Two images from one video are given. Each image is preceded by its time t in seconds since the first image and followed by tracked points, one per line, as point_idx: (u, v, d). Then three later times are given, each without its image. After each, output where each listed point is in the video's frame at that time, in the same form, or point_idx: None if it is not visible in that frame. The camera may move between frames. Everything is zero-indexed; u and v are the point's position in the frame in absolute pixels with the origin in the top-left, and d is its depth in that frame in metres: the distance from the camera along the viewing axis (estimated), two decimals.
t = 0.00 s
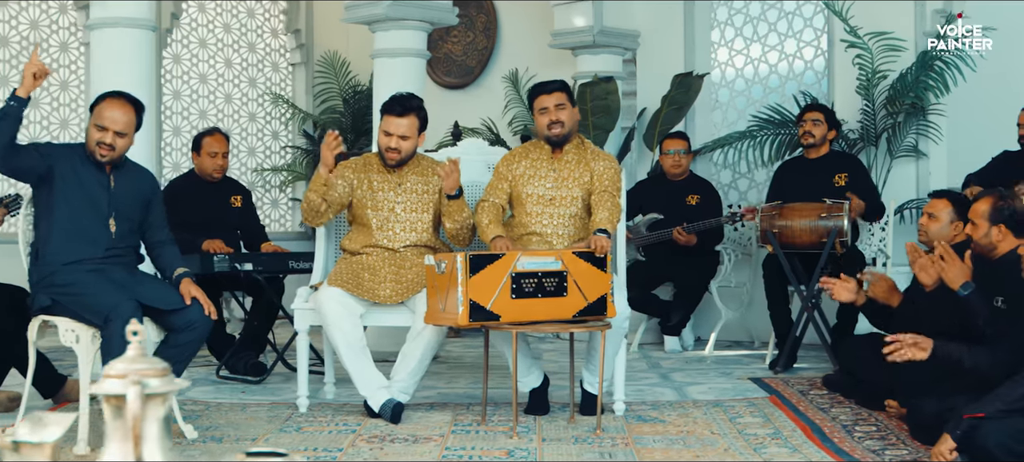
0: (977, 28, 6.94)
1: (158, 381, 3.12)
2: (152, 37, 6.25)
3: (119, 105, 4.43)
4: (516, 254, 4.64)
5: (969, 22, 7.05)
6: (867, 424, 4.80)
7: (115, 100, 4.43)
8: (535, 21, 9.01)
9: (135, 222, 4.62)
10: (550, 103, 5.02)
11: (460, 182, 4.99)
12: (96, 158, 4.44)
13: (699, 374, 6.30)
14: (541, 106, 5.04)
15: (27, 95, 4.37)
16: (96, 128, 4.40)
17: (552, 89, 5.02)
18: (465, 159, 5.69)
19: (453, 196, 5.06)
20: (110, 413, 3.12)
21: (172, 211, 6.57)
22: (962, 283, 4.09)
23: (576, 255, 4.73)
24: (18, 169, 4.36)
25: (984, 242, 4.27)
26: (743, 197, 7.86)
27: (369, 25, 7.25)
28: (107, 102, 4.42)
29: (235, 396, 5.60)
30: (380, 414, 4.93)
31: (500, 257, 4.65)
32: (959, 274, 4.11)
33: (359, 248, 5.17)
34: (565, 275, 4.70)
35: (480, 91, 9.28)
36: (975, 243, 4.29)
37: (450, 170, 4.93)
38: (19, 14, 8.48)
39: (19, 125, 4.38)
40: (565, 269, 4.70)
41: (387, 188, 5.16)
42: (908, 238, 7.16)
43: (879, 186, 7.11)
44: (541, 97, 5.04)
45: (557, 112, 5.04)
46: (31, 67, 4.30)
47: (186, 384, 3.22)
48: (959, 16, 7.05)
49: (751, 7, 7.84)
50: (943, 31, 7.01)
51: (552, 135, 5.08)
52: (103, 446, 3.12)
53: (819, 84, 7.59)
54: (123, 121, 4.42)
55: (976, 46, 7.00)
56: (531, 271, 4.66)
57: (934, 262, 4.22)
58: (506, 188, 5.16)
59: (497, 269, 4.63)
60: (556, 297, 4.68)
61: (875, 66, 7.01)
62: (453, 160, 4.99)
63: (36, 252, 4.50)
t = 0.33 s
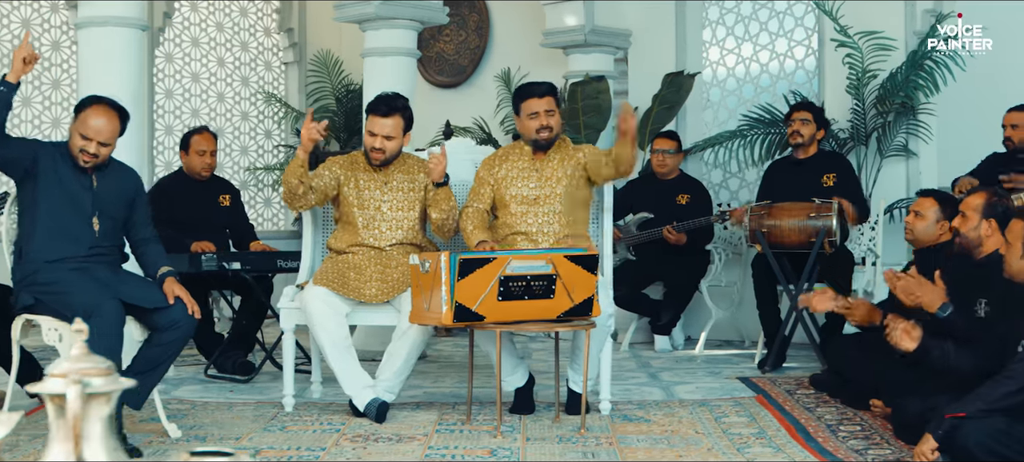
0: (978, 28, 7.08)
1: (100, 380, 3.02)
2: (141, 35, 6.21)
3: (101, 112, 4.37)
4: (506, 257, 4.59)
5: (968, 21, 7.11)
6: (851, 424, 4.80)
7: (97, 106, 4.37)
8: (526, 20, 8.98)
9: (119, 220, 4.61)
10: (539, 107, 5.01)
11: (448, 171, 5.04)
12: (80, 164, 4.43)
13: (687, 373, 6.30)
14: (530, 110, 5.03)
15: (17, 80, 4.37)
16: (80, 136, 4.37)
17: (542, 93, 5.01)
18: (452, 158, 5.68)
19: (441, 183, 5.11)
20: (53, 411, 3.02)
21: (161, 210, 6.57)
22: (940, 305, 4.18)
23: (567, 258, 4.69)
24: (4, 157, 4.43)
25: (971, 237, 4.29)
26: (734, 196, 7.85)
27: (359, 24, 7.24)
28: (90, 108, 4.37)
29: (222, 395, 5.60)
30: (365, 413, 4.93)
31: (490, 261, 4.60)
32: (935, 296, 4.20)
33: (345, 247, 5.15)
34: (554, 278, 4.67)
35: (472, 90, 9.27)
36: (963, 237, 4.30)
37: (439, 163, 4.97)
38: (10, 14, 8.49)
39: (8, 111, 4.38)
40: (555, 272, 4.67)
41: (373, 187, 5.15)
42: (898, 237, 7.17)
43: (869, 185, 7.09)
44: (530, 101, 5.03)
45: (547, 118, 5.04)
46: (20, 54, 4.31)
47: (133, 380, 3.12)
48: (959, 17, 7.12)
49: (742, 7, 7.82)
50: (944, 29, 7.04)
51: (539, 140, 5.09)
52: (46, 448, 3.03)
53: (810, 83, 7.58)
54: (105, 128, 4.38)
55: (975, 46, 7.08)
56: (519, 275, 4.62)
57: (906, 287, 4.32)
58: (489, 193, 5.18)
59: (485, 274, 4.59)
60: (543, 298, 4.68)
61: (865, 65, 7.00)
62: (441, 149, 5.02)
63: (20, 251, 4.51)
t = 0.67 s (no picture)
0: (978, 28, 7.08)
1: (42, 380, 3.31)
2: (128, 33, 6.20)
3: (87, 118, 4.36)
4: (494, 262, 4.57)
5: (969, 22, 7.11)
6: (836, 423, 4.80)
7: (83, 112, 4.36)
8: (519, 20, 8.99)
9: (101, 219, 4.60)
10: (520, 114, 5.05)
11: (430, 151, 5.01)
12: (62, 167, 4.42)
13: (675, 373, 6.30)
14: (511, 115, 5.07)
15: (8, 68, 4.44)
16: (64, 141, 4.36)
17: (525, 102, 5.04)
18: (438, 157, 5.68)
19: (423, 163, 5.07)
20: None
21: (150, 209, 6.57)
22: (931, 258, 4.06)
23: (555, 263, 4.66)
24: None
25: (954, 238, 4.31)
26: (725, 194, 7.85)
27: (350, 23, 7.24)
28: (76, 113, 4.36)
29: (208, 394, 5.61)
30: (350, 413, 4.93)
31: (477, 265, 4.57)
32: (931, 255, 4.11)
33: (331, 247, 5.16)
34: (540, 282, 4.66)
35: (464, 89, 9.25)
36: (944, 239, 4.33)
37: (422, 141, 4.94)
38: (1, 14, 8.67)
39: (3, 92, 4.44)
40: (542, 276, 4.65)
41: (356, 185, 5.16)
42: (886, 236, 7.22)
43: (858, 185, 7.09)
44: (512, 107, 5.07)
45: (525, 127, 5.07)
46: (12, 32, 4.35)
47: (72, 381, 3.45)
48: (959, 17, 7.13)
49: (733, 6, 7.82)
50: (944, 30, 7.11)
51: (515, 145, 5.13)
52: None
53: (800, 83, 7.60)
54: (90, 135, 4.37)
55: (975, 46, 7.07)
56: (506, 279, 4.61)
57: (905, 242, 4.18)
58: (474, 192, 5.19)
59: (471, 278, 4.57)
60: (528, 300, 4.68)
61: (855, 65, 6.99)
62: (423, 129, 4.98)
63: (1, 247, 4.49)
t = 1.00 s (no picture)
0: (978, 28, 7.09)
1: None
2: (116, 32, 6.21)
3: (72, 118, 4.35)
4: (477, 262, 4.56)
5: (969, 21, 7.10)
6: (820, 423, 4.79)
7: (68, 113, 4.35)
8: (509, 20, 8.93)
9: (84, 218, 4.61)
10: (507, 116, 5.08)
11: (412, 150, 5.04)
12: (46, 166, 4.42)
13: (662, 372, 6.30)
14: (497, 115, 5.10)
15: None
16: (49, 141, 4.36)
17: (512, 104, 5.07)
18: (425, 157, 5.67)
19: (406, 162, 5.08)
20: None
21: (140, 209, 6.56)
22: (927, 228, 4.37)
23: (539, 263, 4.66)
24: None
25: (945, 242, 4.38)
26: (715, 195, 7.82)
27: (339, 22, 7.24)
28: (60, 114, 4.35)
29: (194, 393, 5.61)
30: (334, 412, 4.93)
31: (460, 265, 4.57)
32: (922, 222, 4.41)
33: (315, 245, 5.15)
34: (524, 281, 4.65)
35: (456, 88, 9.26)
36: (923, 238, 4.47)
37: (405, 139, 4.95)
38: None
39: None
40: (526, 276, 4.64)
41: (340, 184, 5.16)
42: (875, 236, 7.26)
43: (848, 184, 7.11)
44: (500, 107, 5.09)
45: (508, 128, 5.10)
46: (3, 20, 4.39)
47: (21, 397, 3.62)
48: (959, 17, 7.12)
49: (723, 5, 7.81)
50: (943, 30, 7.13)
51: (497, 144, 5.15)
52: None
53: (790, 83, 7.59)
54: (75, 135, 4.37)
55: (975, 46, 7.07)
56: (489, 278, 4.60)
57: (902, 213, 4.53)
58: (459, 190, 5.20)
59: (454, 278, 4.56)
60: (511, 300, 4.68)
61: (844, 65, 6.99)
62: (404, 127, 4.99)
63: None
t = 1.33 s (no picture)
0: (978, 28, 7.01)
1: None
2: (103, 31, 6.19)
3: (55, 116, 4.35)
4: (460, 261, 4.56)
5: (969, 22, 7.07)
6: (803, 422, 4.79)
7: (50, 110, 4.35)
8: (500, 18, 8.98)
9: (67, 217, 4.60)
10: (492, 114, 5.07)
11: (396, 149, 5.02)
12: (30, 165, 4.42)
13: (649, 372, 6.30)
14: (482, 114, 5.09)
15: None
16: (33, 139, 4.36)
17: (497, 103, 5.06)
18: (411, 156, 5.67)
19: (390, 161, 5.08)
20: None
21: (128, 209, 6.55)
22: (907, 227, 4.48)
23: (522, 263, 4.65)
24: None
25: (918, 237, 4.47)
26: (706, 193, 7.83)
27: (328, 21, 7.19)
28: (44, 112, 4.35)
29: (180, 392, 5.61)
30: (318, 411, 4.92)
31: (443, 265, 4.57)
32: (903, 219, 4.50)
33: (300, 243, 5.16)
34: (507, 281, 4.65)
35: (447, 88, 9.25)
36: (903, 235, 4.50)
37: (388, 138, 4.95)
38: None
39: None
40: (509, 276, 4.64)
41: (325, 183, 5.16)
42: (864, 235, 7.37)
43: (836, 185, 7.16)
44: (486, 107, 5.07)
45: (493, 126, 5.10)
46: None
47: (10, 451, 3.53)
48: (959, 17, 7.15)
49: (713, 5, 7.80)
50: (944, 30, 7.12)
51: (481, 143, 5.14)
52: None
53: (780, 82, 7.61)
54: (59, 133, 4.36)
55: (975, 46, 6.96)
56: (472, 278, 4.60)
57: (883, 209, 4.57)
58: (444, 189, 5.20)
59: (437, 277, 4.56)
60: (494, 299, 4.67)
61: (833, 64, 6.98)
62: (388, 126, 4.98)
63: None
